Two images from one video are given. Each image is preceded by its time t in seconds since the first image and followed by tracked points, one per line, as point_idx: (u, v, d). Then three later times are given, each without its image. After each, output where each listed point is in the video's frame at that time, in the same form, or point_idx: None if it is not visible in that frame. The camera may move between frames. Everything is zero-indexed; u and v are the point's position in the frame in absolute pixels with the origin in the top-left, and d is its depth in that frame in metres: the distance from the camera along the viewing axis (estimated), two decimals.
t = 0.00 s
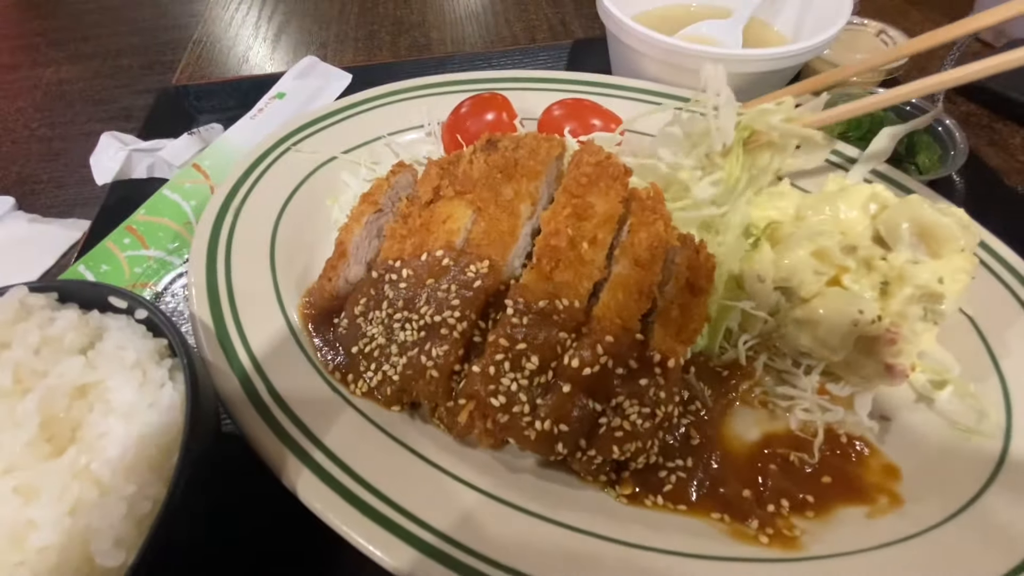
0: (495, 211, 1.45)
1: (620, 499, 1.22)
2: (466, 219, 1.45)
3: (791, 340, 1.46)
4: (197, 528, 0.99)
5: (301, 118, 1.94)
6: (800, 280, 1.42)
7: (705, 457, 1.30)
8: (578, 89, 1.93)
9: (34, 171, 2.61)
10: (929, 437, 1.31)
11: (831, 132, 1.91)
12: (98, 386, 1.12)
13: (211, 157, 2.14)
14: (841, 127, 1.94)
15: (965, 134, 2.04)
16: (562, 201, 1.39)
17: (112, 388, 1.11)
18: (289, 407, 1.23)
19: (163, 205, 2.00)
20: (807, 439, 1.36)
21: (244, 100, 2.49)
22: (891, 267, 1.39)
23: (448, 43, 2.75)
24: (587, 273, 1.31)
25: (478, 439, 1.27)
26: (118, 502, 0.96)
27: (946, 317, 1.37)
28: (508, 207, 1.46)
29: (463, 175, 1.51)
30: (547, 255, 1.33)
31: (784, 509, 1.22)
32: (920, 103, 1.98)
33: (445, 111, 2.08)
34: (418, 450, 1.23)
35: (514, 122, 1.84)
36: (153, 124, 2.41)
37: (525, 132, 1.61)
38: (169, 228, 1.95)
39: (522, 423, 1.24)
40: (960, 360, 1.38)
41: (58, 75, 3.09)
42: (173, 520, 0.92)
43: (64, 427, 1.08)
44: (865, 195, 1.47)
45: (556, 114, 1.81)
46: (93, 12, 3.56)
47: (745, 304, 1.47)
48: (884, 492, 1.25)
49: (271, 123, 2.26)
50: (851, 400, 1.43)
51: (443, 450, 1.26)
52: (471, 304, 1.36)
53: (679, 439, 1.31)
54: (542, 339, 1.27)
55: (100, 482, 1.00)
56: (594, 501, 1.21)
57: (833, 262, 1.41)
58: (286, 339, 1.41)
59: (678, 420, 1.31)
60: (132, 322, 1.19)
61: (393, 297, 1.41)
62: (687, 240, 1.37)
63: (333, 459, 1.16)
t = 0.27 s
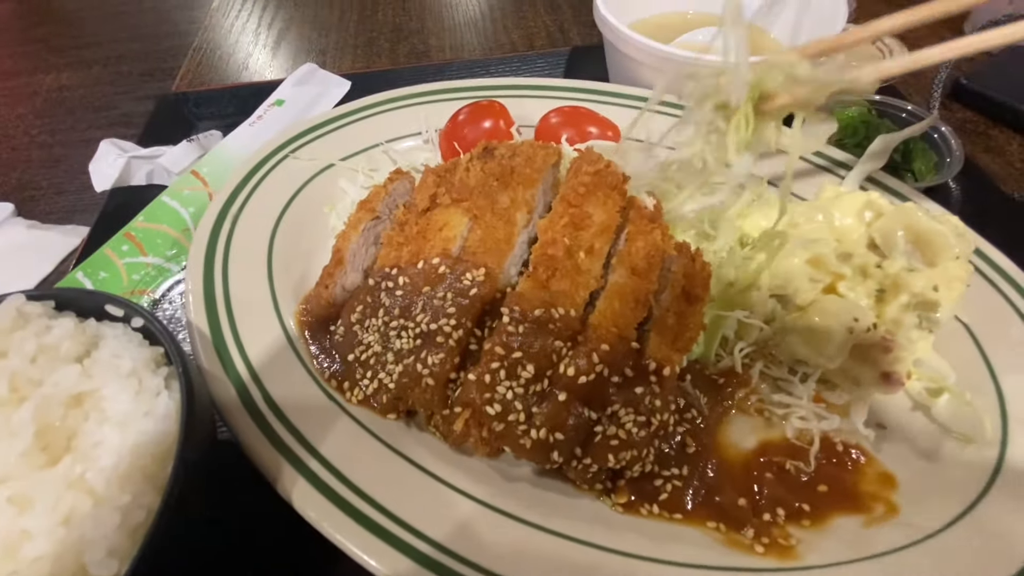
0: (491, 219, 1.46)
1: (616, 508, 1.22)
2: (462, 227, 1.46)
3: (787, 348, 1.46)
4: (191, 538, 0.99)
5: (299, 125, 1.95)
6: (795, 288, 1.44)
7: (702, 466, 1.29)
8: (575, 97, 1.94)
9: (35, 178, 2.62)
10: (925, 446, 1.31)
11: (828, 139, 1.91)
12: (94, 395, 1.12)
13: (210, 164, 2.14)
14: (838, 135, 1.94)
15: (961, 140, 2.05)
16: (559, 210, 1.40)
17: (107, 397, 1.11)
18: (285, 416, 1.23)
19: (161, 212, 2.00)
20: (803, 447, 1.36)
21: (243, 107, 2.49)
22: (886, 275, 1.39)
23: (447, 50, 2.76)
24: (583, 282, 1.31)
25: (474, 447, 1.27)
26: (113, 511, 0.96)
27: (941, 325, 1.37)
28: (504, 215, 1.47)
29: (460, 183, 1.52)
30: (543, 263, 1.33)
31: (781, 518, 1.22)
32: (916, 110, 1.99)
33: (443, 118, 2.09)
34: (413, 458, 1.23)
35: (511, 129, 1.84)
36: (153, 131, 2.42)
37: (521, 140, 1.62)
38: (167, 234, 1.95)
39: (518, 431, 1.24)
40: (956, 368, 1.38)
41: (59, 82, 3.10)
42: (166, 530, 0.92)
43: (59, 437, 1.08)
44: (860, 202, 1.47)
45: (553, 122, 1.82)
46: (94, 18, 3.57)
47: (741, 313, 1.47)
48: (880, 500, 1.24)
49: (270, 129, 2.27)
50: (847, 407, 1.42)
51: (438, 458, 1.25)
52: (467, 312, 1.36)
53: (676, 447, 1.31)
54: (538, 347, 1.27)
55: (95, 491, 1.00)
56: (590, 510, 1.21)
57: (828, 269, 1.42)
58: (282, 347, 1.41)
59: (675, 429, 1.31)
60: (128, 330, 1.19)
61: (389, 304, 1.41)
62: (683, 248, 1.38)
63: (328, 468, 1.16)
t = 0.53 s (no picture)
0: (491, 221, 1.45)
1: (616, 512, 1.20)
2: (461, 229, 1.45)
3: (788, 350, 1.44)
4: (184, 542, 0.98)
5: (298, 128, 1.95)
6: (796, 290, 1.41)
7: (703, 470, 1.28)
8: (575, 99, 1.93)
9: (34, 182, 2.61)
10: (930, 449, 1.29)
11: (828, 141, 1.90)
12: (89, 399, 1.11)
13: (209, 167, 2.14)
14: (838, 136, 1.94)
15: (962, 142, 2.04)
16: (559, 212, 1.39)
17: (102, 401, 1.10)
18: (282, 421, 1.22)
19: (160, 215, 2.00)
20: (806, 451, 1.35)
21: (243, 110, 2.49)
22: (889, 276, 1.37)
23: (446, 53, 2.76)
24: (583, 284, 1.30)
25: (472, 451, 1.25)
26: (105, 517, 0.95)
27: (945, 327, 1.35)
28: (503, 217, 1.46)
29: (459, 185, 1.52)
30: (542, 265, 1.32)
31: (784, 522, 1.20)
32: (916, 111, 1.98)
33: (443, 121, 2.08)
34: (411, 462, 1.22)
35: (511, 132, 1.84)
36: (152, 135, 2.41)
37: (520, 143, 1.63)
38: (166, 237, 1.94)
39: (517, 434, 1.23)
40: (959, 370, 1.37)
41: (59, 87, 3.10)
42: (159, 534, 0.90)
43: (52, 441, 1.07)
44: (861, 203, 1.46)
45: (552, 124, 1.81)
46: (95, 24, 3.58)
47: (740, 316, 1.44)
48: (884, 505, 1.23)
49: (269, 133, 2.26)
50: (850, 410, 1.41)
51: (436, 462, 1.24)
52: (466, 314, 1.35)
53: (677, 451, 1.29)
54: (538, 349, 1.25)
55: (88, 496, 0.98)
56: (591, 514, 1.19)
57: (830, 271, 1.40)
58: (280, 350, 1.40)
59: (676, 432, 1.30)
60: (123, 333, 1.18)
61: (387, 307, 1.40)
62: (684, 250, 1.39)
63: (325, 472, 1.15)
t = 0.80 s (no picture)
0: (489, 236, 1.47)
1: (613, 527, 1.21)
2: (460, 244, 1.47)
3: (785, 364, 1.45)
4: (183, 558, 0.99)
5: (300, 143, 1.97)
6: (792, 305, 1.42)
7: (700, 485, 1.28)
8: (574, 114, 1.95)
9: (39, 194, 2.64)
10: (926, 464, 1.30)
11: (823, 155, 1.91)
12: (91, 416, 1.13)
13: (213, 181, 2.16)
14: (835, 149, 1.95)
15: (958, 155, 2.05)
16: (556, 228, 1.41)
17: (104, 418, 1.12)
18: (283, 437, 1.23)
19: (163, 228, 2.02)
20: (802, 466, 1.35)
21: (246, 123, 2.52)
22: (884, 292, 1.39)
23: (447, 67, 2.78)
24: (580, 300, 1.32)
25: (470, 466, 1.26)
26: (107, 534, 0.96)
27: (940, 343, 1.35)
28: (501, 233, 1.48)
29: (458, 201, 1.54)
30: (540, 281, 1.34)
31: (780, 538, 1.21)
32: (910, 125, 2.00)
33: (443, 135, 2.10)
34: (409, 477, 1.23)
35: (510, 146, 1.86)
36: (156, 148, 2.44)
37: (518, 159, 1.65)
38: (169, 251, 1.96)
39: (514, 450, 1.24)
40: (954, 385, 1.37)
41: (66, 99, 3.14)
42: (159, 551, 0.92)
43: (55, 458, 1.08)
44: (856, 219, 1.47)
45: (551, 139, 1.82)
46: (101, 36, 3.62)
47: (737, 331, 1.47)
48: (880, 521, 1.23)
49: (271, 146, 2.29)
50: (846, 425, 1.42)
51: (434, 477, 1.25)
52: (464, 330, 1.36)
53: (673, 466, 1.29)
54: (535, 365, 1.26)
55: (90, 513, 1.00)
56: (587, 530, 1.20)
57: (825, 286, 1.41)
58: (280, 365, 1.41)
59: (673, 447, 1.30)
60: (126, 349, 1.20)
61: (387, 322, 1.42)
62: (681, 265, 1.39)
63: (324, 488, 1.16)
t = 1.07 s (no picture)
0: (482, 243, 1.48)
1: (606, 536, 1.20)
2: (453, 251, 1.47)
3: (779, 371, 1.44)
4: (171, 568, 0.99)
5: (296, 150, 1.97)
6: (786, 311, 1.41)
7: (693, 493, 1.27)
8: (569, 121, 1.95)
9: (38, 201, 2.65)
10: (921, 471, 1.29)
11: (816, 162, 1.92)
12: (81, 423, 1.12)
13: (209, 188, 2.16)
14: (829, 158, 1.96)
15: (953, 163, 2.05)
16: (548, 235, 1.41)
17: (94, 426, 1.11)
18: (274, 445, 1.23)
19: (159, 235, 2.02)
20: (797, 474, 1.34)
21: (243, 131, 2.52)
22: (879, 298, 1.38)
23: (444, 74, 2.79)
24: (572, 306, 1.31)
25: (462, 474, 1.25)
26: (94, 542, 0.96)
27: (934, 350, 1.33)
28: (494, 240, 1.48)
29: (451, 208, 1.54)
30: (532, 288, 1.34)
31: (774, 546, 1.20)
32: (905, 131, 1.99)
33: (438, 142, 2.10)
34: (400, 485, 1.22)
35: (505, 153, 1.86)
36: (153, 155, 2.44)
37: (512, 166, 1.65)
38: (164, 258, 1.96)
39: (506, 457, 1.23)
40: (949, 391, 1.36)
41: (66, 107, 3.15)
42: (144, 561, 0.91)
43: (44, 465, 1.08)
44: (850, 225, 1.47)
45: (546, 146, 1.82)
46: (102, 45, 3.64)
47: (731, 337, 1.46)
48: (876, 529, 1.22)
49: (268, 154, 2.29)
50: (841, 432, 1.41)
51: (426, 485, 1.24)
52: (457, 337, 1.36)
53: (667, 474, 1.28)
54: (527, 372, 1.26)
55: (77, 522, 0.99)
56: (580, 538, 1.19)
57: (818, 292, 1.40)
58: (273, 372, 1.41)
59: (666, 455, 1.30)
60: (117, 356, 1.19)
61: (379, 328, 1.42)
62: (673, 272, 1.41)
63: (314, 496, 1.15)
